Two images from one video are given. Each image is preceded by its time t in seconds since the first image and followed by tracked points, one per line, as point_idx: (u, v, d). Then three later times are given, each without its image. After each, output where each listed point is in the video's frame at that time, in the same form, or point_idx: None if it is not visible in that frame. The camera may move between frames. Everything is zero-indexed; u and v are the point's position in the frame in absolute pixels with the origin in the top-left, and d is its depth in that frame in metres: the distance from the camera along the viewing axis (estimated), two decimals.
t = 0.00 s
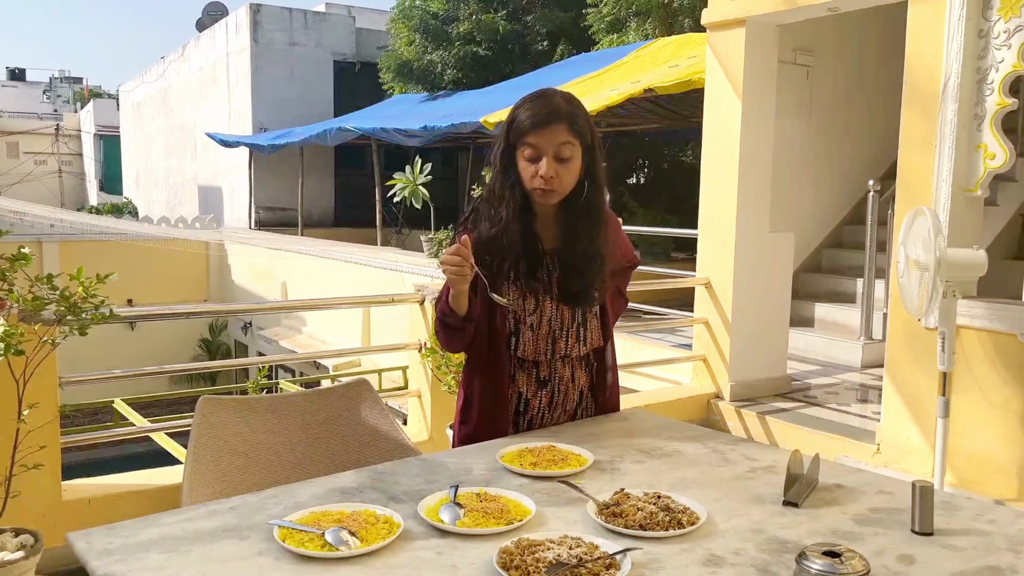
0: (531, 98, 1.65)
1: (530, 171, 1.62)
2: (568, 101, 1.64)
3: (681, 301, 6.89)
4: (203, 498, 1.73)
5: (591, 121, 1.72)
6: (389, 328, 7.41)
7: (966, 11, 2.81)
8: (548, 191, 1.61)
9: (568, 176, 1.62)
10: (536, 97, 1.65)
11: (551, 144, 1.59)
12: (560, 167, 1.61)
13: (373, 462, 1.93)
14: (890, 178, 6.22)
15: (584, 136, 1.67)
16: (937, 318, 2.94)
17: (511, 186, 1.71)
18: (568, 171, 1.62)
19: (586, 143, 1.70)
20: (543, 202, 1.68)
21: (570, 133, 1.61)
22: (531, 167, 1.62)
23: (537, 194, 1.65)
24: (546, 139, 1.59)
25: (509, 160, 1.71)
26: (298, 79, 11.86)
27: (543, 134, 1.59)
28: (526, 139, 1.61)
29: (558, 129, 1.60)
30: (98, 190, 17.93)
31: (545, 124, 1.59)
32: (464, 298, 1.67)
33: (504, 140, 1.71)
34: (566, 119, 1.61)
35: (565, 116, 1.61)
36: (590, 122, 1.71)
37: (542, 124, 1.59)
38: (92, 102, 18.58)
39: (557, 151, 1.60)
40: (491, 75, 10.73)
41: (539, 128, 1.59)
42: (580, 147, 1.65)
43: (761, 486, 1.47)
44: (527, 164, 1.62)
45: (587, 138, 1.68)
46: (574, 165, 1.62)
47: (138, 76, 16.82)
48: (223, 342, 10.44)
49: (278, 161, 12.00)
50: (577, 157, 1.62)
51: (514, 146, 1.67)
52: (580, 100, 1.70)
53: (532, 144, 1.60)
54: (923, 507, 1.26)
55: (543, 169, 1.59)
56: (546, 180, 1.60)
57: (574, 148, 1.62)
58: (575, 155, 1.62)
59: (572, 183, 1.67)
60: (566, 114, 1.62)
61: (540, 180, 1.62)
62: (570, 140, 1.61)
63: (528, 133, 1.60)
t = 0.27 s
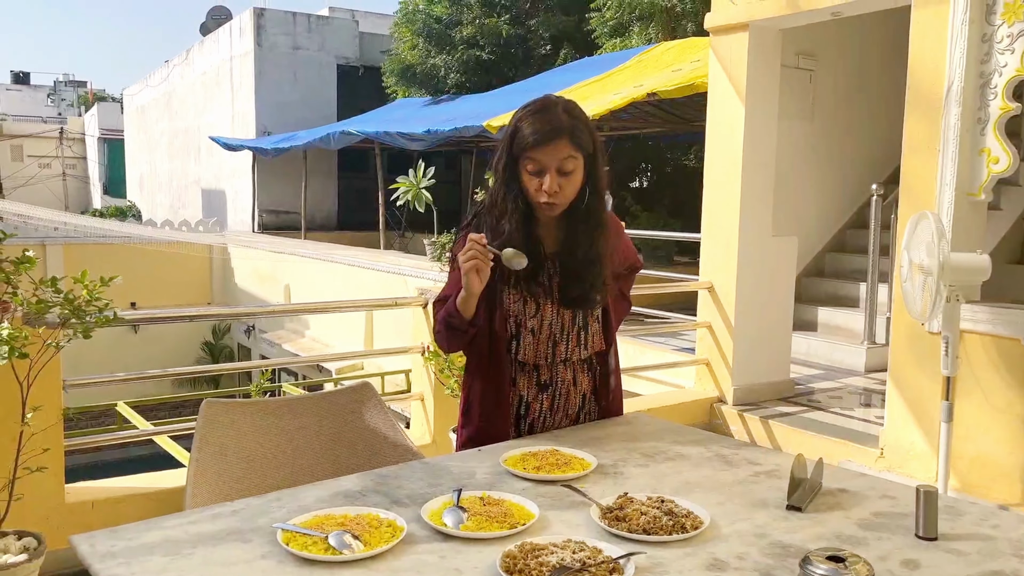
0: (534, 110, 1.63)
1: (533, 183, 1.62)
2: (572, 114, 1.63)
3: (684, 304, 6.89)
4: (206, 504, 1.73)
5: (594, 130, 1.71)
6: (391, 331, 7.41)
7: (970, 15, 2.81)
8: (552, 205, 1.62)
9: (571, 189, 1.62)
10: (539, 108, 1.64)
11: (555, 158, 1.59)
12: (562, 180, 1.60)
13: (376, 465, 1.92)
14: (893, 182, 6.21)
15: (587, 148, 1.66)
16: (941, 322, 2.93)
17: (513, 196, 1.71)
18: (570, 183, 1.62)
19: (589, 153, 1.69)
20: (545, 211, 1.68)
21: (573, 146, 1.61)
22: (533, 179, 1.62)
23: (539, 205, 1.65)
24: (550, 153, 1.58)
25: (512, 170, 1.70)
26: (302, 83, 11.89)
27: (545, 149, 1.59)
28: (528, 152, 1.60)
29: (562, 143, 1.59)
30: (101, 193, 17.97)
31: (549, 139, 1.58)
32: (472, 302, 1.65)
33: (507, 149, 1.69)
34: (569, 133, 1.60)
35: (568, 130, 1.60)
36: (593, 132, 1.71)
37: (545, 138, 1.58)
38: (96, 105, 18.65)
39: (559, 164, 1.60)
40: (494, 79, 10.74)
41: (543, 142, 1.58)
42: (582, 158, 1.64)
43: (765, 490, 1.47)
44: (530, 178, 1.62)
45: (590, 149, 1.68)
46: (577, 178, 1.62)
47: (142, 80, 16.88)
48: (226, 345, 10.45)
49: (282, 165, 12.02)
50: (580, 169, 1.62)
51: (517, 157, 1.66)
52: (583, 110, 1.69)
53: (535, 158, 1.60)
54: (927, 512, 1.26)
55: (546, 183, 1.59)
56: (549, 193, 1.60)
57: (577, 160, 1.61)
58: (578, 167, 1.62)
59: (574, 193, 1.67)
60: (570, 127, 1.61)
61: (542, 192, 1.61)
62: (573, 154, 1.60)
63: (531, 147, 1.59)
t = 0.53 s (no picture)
0: (533, 119, 1.60)
1: (532, 194, 1.60)
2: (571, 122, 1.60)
3: (684, 307, 6.89)
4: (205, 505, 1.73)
5: (592, 135, 1.69)
6: (391, 333, 7.41)
7: (970, 18, 2.81)
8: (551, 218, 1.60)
9: (569, 199, 1.61)
10: (537, 117, 1.61)
11: (554, 170, 1.57)
12: (561, 191, 1.59)
13: (376, 468, 1.92)
14: (893, 184, 6.21)
15: (586, 155, 1.64)
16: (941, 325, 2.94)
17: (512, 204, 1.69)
18: (569, 194, 1.60)
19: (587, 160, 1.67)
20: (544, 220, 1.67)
21: (572, 157, 1.58)
22: (533, 191, 1.60)
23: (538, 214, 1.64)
24: (549, 165, 1.56)
25: (510, 177, 1.68)
26: (302, 84, 11.89)
27: (545, 161, 1.56)
28: (527, 164, 1.58)
29: (560, 155, 1.57)
30: (102, 194, 17.99)
31: (549, 152, 1.56)
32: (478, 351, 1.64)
33: (505, 157, 1.67)
34: (568, 144, 1.57)
35: (568, 141, 1.57)
36: (591, 137, 1.68)
37: (544, 150, 1.55)
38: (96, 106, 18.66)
39: (558, 176, 1.58)
40: (495, 81, 10.74)
41: (542, 156, 1.56)
42: (581, 168, 1.62)
43: (765, 493, 1.47)
44: (529, 189, 1.60)
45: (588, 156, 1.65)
46: (576, 189, 1.60)
47: (143, 81, 16.89)
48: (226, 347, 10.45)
49: (282, 166, 12.02)
50: (579, 180, 1.61)
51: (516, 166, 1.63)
52: (580, 115, 1.67)
53: (534, 170, 1.57)
54: (928, 514, 1.26)
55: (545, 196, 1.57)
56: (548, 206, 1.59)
57: (576, 171, 1.60)
58: (576, 177, 1.60)
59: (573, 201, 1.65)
60: (569, 137, 1.58)
61: (541, 204, 1.60)
62: (572, 166, 1.58)
63: (530, 160, 1.57)
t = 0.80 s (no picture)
0: (529, 119, 1.60)
1: (529, 195, 1.60)
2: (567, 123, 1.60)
3: (681, 306, 6.89)
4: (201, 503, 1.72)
5: (588, 134, 1.69)
6: (389, 331, 7.40)
7: (968, 18, 2.81)
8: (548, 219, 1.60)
9: (565, 200, 1.61)
10: (534, 117, 1.60)
11: (551, 171, 1.56)
12: (557, 192, 1.59)
13: (372, 466, 1.92)
14: (890, 185, 6.22)
15: (582, 155, 1.64)
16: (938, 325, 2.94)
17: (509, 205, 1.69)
18: (566, 194, 1.60)
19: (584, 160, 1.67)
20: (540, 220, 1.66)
21: (568, 157, 1.58)
22: (529, 191, 1.59)
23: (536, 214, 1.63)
24: (545, 166, 1.56)
25: (507, 177, 1.68)
26: (299, 82, 11.88)
27: (541, 161, 1.56)
28: (523, 165, 1.57)
29: (557, 156, 1.56)
30: (98, 192, 17.96)
31: (545, 152, 1.55)
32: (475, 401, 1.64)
33: (501, 157, 1.66)
34: (565, 145, 1.57)
35: (564, 141, 1.57)
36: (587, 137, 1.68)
37: (540, 150, 1.55)
38: (93, 104, 18.62)
39: (555, 177, 1.58)
40: (493, 80, 10.74)
41: (538, 156, 1.55)
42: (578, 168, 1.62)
43: (763, 492, 1.47)
44: (526, 190, 1.59)
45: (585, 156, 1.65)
46: (572, 189, 1.60)
47: (140, 79, 16.85)
48: (222, 345, 10.44)
49: (279, 164, 12.01)
50: (575, 181, 1.60)
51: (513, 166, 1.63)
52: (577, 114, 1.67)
53: (531, 170, 1.57)
54: (925, 514, 1.26)
55: (542, 196, 1.57)
56: (545, 207, 1.59)
57: (572, 172, 1.59)
58: (573, 177, 1.60)
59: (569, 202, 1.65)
60: (566, 136, 1.58)
61: (537, 204, 1.60)
62: (569, 166, 1.58)
63: (527, 160, 1.56)
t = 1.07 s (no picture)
0: (524, 114, 1.59)
1: (525, 189, 1.59)
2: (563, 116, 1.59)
3: (679, 302, 6.90)
4: (199, 497, 1.72)
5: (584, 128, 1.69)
6: (386, 326, 7.41)
7: (967, 14, 2.81)
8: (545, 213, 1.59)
9: (563, 194, 1.60)
10: (529, 111, 1.60)
11: (547, 164, 1.56)
12: (555, 186, 1.58)
13: (370, 462, 1.92)
14: (888, 180, 6.23)
15: (578, 149, 1.63)
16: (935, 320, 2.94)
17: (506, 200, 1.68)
18: (563, 187, 1.60)
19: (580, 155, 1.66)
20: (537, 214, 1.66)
21: (565, 151, 1.58)
22: (526, 185, 1.59)
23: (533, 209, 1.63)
24: (542, 159, 1.55)
25: (503, 172, 1.68)
26: (297, 77, 11.85)
27: (537, 155, 1.55)
28: (520, 159, 1.57)
29: (553, 149, 1.56)
30: (95, 187, 17.92)
31: (541, 146, 1.55)
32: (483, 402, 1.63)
33: (498, 151, 1.66)
34: (561, 138, 1.57)
35: (561, 134, 1.57)
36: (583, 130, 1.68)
37: (537, 143, 1.55)
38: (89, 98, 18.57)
39: (552, 170, 1.57)
40: (490, 75, 10.73)
41: (536, 150, 1.55)
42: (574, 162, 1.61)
43: (761, 487, 1.47)
44: (523, 184, 1.59)
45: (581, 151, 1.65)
46: (570, 183, 1.60)
47: (137, 73, 16.81)
48: (220, 340, 10.44)
49: (276, 159, 11.99)
50: (572, 174, 1.60)
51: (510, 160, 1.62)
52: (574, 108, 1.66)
53: (528, 164, 1.56)
54: (924, 509, 1.26)
55: (538, 189, 1.56)
56: (543, 201, 1.58)
57: (569, 166, 1.59)
58: (570, 171, 1.60)
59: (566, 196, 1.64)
60: (562, 130, 1.57)
61: (535, 198, 1.59)
62: (565, 160, 1.57)
63: (523, 154, 1.56)
